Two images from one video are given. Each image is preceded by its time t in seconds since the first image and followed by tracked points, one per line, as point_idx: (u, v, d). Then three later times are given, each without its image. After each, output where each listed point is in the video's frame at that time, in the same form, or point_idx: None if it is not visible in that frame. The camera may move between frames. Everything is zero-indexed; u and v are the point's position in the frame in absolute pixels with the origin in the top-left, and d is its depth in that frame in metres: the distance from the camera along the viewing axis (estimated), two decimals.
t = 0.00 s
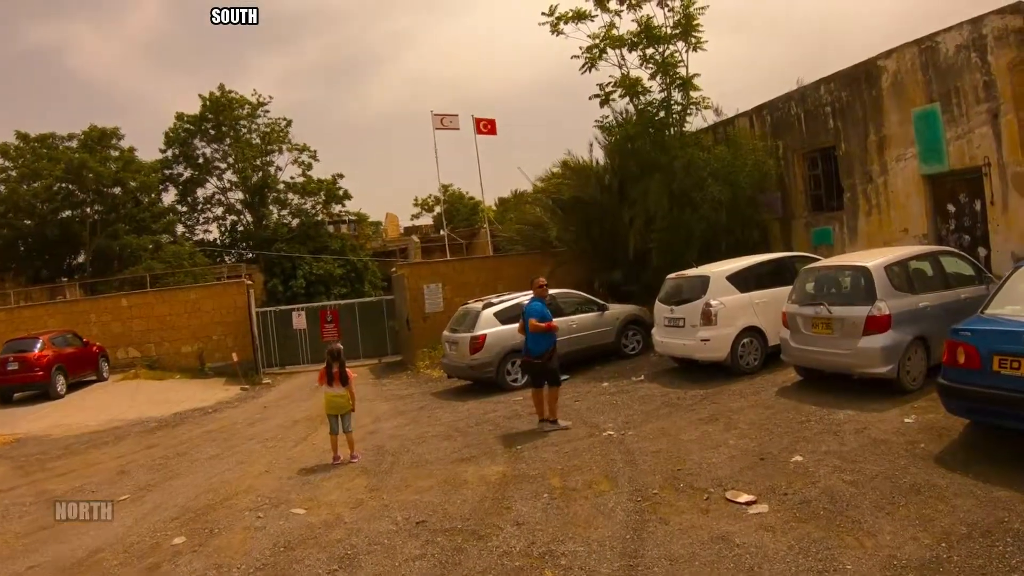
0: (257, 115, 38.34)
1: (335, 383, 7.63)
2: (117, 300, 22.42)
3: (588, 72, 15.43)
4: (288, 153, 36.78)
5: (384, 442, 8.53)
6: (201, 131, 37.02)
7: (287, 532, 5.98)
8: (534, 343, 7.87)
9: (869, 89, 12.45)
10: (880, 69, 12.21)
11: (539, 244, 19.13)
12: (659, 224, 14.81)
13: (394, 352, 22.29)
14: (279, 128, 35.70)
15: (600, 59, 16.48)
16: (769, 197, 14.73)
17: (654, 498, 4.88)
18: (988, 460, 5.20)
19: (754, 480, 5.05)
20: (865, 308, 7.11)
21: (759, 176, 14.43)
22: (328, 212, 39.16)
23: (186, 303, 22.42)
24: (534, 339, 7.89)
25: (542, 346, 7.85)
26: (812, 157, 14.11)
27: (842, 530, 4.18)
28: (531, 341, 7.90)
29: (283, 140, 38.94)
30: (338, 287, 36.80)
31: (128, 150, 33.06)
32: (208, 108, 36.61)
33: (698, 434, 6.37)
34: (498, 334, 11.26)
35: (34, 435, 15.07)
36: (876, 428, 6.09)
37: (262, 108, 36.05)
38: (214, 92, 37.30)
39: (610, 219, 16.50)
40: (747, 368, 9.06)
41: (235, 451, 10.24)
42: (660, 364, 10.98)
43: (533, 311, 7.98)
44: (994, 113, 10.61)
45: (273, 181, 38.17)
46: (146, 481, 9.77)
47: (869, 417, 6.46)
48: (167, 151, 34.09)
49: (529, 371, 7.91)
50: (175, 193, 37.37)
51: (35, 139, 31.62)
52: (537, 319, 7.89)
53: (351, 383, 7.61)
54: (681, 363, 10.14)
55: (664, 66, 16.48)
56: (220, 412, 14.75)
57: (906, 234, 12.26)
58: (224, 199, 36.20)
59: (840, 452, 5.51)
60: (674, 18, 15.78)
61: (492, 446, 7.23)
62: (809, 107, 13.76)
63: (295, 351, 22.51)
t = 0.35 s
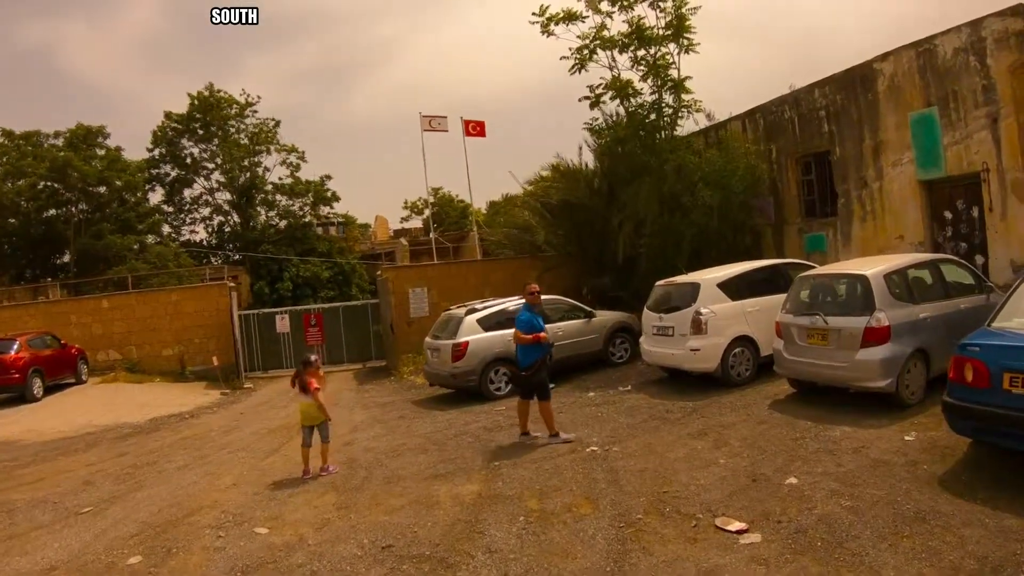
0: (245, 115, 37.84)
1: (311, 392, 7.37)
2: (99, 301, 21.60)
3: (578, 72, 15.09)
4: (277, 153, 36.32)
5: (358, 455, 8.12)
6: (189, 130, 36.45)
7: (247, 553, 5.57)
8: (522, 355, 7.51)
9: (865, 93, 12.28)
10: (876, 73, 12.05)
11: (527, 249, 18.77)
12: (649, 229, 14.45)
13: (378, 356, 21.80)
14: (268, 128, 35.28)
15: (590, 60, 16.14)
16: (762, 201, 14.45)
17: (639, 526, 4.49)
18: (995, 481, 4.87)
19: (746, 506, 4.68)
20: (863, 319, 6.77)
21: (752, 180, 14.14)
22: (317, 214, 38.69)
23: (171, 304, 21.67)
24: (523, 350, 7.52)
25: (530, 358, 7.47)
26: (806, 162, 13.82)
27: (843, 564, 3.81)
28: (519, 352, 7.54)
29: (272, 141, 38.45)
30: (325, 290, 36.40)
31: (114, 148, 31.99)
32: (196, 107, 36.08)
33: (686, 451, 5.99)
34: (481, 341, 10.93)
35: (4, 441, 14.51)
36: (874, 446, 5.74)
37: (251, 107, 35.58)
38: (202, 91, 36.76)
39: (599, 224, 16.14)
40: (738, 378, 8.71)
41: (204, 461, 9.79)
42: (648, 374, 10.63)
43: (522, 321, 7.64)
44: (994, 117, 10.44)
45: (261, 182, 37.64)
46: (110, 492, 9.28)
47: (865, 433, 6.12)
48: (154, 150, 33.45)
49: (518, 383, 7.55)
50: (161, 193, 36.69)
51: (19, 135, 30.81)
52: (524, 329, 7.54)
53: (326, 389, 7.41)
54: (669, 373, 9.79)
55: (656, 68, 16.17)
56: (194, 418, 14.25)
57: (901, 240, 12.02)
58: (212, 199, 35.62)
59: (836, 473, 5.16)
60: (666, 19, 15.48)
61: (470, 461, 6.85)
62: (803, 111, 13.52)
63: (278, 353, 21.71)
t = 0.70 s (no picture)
0: (232, 112, 37.22)
1: (294, 391, 7.37)
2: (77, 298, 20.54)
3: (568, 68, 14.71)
4: (264, 151, 35.79)
5: (330, 462, 7.71)
6: (175, 126, 35.77)
7: (204, 570, 5.15)
8: (516, 360, 7.13)
9: (859, 92, 12.01)
10: (871, 71, 11.78)
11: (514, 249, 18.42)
12: (638, 229, 14.09)
13: (362, 358, 21.33)
14: (255, 125, 34.76)
15: (580, 56, 15.80)
16: (753, 202, 14.17)
17: (622, 547, 4.13)
18: (1003, 497, 4.55)
19: (740, 525, 4.32)
20: (863, 323, 6.46)
21: (743, 180, 13.85)
22: (304, 213, 38.15)
23: (150, 301, 20.49)
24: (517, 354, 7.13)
25: (524, 363, 7.09)
26: (798, 162, 13.62)
27: None
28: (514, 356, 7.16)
29: (258, 138, 37.85)
30: (311, 290, 35.91)
31: (100, 143, 30.60)
32: (182, 103, 35.43)
33: (675, 462, 5.63)
34: (463, 343, 10.56)
35: None
36: (873, 458, 5.41)
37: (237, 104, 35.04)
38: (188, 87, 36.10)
39: (588, 223, 15.77)
40: (728, 384, 8.38)
41: (171, 466, 9.34)
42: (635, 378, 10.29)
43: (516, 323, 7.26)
44: (993, 117, 10.20)
45: (247, 179, 37.01)
46: (70, 500, 8.78)
47: (862, 443, 5.80)
48: (138, 145, 32.70)
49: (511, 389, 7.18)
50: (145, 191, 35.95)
51: None
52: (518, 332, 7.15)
53: (309, 388, 7.44)
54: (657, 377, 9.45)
55: (646, 65, 15.84)
56: (167, 420, 13.71)
57: (896, 242, 11.75)
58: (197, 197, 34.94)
59: (836, 488, 4.82)
60: (658, 15, 15.15)
61: (446, 470, 6.48)
62: (796, 110, 13.26)
63: (260, 353, 21.17)
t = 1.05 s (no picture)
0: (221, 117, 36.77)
1: (280, 401, 6.94)
2: (57, 305, 19.75)
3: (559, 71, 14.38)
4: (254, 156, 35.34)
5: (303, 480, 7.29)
6: (164, 131, 35.26)
7: None
8: (507, 373, 6.71)
9: (856, 96, 11.73)
10: (868, 74, 11.50)
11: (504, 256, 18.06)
12: (630, 236, 13.72)
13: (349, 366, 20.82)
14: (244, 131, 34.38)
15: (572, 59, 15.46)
16: (747, 208, 13.86)
17: None
18: None
19: (738, 558, 3.94)
20: (867, 334, 6.11)
21: (737, 186, 13.54)
22: (293, 219, 37.70)
23: (132, 308, 19.66)
24: (506, 369, 6.71)
25: (514, 379, 6.67)
26: (794, 168, 13.34)
27: None
28: (503, 370, 6.74)
29: (248, 144, 37.38)
30: (300, 297, 35.37)
31: (88, 148, 30.01)
32: (171, 107, 34.94)
33: (668, 486, 5.24)
34: (446, 355, 10.17)
35: None
36: (879, 480, 5.05)
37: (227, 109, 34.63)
38: (176, 91, 35.63)
39: (579, 230, 15.42)
40: (723, 398, 8.01)
41: (139, 480, 8.89)
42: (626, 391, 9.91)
43: (507, 335, 6.79)
44: (994, 120, 9.92)
45: (237, 185, 36.51)
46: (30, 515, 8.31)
47: (866, 464, 5.45)
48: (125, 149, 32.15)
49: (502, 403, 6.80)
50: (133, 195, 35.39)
51: None
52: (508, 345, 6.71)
53: (295, 397, 6.93)
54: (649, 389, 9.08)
55: (638, 69, 15.53)
56: (143, 430, 13.21)
57: (895, 249, 11.45)
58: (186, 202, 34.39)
59: (841, 515, 4.45)
60: (651, 18, 14.85)
61: (425, 491, 6.08)
62: (792, 114, 12.96)
63: (244, 362, 20.63)
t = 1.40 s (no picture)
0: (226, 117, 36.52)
1: (282, 404, 6.66)
2: (58, 308, 19.42)
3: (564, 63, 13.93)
4: (259, 155, 35.07)
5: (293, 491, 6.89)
6: (169, 131, 35.04)
7: None
8: (521, 376, 6.15)
9: (872, 84, 11.25)
10: (885, 61, 11.01)
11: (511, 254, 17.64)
12: (638, 232, 13.26)
13: (354, 367, 20.43)
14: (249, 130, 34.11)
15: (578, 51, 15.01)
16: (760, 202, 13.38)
17: None
18: None
19: None
20: (895, 335, 5.64)
21: (749, 179, 13.07)
22: (300, 219, 37.44)
23: (134, 310, 19.32)
24: (520, 370, 6.15)
25: (531, 381, 6.14)
26: (807, 160, 12.86)
27: None
28: (516, 372, 6.18)
29: (253, 143, 37.12)
30: (307, 297, 34.99)
31: (93, 149, 29.78)
32: (176, 107, 34.71)
33: (679, 502, 4.80)
34: (447, 357, 9.76)
35: None
36: (909, 494, 4.60)
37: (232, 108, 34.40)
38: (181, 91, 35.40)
39: (587, 226, 14.97)
40: (738, 401, 7.56)
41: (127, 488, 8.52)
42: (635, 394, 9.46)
43: (520, 334, 6.22)
44: (1019, 107, 9.43)
45: (243, 185, 36.25)
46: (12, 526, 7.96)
47: (894, 476, 4.99)
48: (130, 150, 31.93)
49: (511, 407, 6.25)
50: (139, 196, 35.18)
51: None
52: (523, 345, 6.14)
53: (298, 400, 6.65)
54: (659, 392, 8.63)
55: (646, 60, 15.06)
56: (139, 435, 12.86)
57: (915, 244, 10.95)
58: (192, 202, 34.15)
59: (870, 536, 4.01)
60: (659, 8, 14.39)
61: (417, 504, 5.67)
62: (805, 104, 12.48)
63: (247, 364, 20.28)
